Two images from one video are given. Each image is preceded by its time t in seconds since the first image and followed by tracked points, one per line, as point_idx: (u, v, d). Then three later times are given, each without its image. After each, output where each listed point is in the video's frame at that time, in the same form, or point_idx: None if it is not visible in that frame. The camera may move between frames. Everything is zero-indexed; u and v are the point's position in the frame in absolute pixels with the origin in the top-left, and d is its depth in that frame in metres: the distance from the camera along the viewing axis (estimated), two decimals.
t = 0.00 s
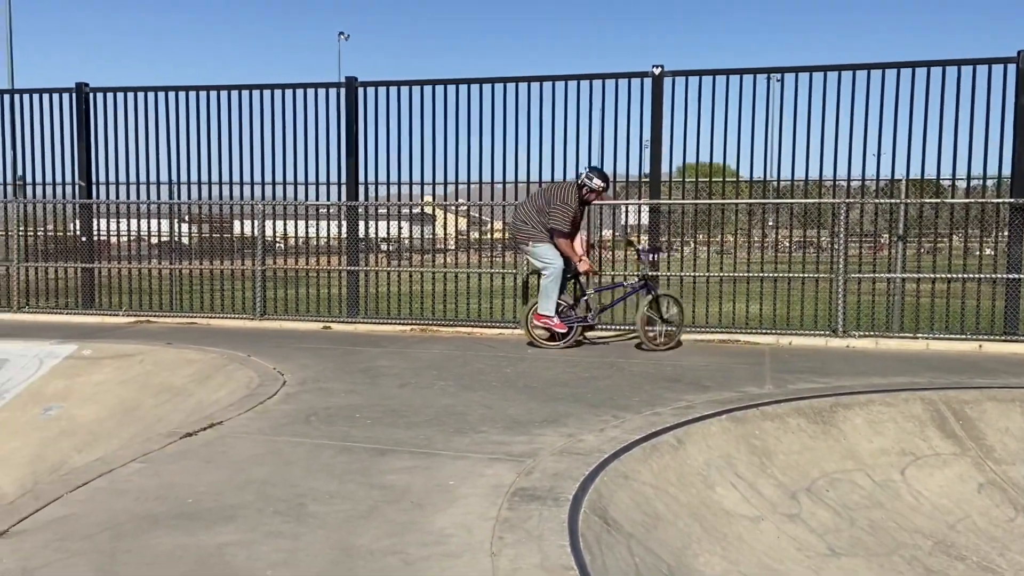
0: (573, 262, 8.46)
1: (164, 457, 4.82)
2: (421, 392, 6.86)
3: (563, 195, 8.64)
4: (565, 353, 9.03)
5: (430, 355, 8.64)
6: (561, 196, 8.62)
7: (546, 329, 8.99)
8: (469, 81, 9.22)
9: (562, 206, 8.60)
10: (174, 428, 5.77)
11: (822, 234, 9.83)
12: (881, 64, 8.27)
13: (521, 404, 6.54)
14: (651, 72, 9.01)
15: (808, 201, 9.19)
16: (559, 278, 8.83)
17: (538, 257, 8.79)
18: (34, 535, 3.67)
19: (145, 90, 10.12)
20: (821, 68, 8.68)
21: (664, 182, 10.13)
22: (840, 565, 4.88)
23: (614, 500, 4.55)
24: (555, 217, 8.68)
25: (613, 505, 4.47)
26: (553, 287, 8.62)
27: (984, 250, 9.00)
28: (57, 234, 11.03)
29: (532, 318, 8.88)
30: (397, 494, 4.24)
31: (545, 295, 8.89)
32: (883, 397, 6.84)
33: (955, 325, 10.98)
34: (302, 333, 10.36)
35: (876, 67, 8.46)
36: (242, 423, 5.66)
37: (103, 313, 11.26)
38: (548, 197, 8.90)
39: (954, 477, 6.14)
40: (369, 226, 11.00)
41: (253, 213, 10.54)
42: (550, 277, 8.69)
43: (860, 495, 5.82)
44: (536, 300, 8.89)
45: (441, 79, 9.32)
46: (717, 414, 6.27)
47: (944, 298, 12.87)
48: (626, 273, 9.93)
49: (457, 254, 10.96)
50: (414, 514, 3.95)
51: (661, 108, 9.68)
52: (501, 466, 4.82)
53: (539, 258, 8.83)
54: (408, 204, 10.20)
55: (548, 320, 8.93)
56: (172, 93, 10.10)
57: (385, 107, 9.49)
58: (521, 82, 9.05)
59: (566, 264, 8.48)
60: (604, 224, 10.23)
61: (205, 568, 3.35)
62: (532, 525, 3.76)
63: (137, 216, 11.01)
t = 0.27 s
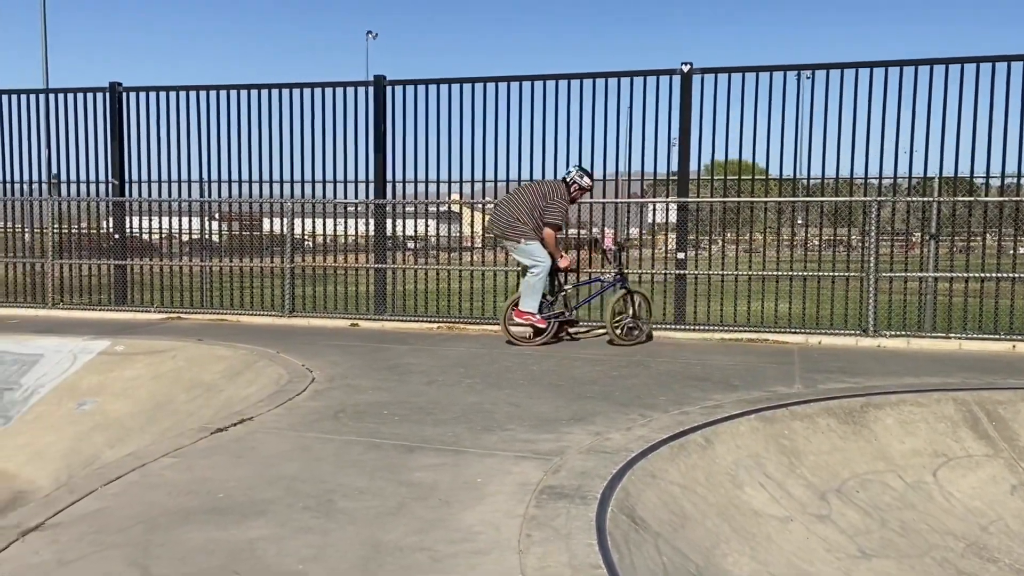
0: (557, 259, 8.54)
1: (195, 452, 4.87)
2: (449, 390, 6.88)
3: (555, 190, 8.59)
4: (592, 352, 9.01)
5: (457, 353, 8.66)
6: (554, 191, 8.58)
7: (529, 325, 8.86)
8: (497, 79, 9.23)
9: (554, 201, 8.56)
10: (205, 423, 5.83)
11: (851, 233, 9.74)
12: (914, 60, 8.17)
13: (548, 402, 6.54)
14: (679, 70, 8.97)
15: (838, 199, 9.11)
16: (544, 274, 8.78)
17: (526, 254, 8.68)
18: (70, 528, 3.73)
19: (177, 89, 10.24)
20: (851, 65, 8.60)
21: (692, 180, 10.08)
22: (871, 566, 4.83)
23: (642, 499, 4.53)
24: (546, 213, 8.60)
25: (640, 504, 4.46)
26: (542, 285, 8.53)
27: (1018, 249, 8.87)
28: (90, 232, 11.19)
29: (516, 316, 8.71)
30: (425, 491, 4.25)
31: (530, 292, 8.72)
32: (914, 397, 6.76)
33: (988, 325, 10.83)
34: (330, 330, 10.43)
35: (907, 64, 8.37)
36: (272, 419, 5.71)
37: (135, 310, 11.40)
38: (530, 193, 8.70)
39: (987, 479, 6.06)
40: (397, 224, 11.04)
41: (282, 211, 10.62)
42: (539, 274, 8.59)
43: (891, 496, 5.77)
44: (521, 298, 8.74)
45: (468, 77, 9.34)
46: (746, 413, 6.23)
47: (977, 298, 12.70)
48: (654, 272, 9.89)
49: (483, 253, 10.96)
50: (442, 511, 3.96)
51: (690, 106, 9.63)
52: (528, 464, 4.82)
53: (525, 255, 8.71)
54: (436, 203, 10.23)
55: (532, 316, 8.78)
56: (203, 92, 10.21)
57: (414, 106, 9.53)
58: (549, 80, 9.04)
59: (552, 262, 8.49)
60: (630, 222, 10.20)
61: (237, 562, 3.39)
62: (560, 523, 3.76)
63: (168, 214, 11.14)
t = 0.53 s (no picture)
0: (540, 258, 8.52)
1: (221, 449, 4.91)
2: (472, 389, 6.88)
3: (543, 188, 8.49)
4: (616, 352, 8.99)
5: (480, 352, 8.67)
6: (542, 189, 8.49)
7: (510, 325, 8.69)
8: (521, 79, 9.23)
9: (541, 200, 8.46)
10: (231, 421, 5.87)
11: (878, 233, 9.65)
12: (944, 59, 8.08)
13: (571, 402, 6.52)
14: (705, 69, 8.93)
15: (866, 199, 9.02)
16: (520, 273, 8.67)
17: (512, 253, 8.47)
18: (98, 524, 3.76)
19: (203, 89, 10.31)
20: (880, 64, 8.51)
21: (717, 180, 10.03)
22: (898, 570, 4.78)
23: (666, 500, 4.51)
24: (534, 210, 8.48)
25: (664, 505, 4.44)
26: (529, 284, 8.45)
27: None
28: (118, 230, 11.31)
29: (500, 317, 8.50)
30: (449, 490, 4.25)
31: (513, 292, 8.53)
32: (942, 399, 6.68)
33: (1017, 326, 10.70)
34: (354, 329, 10.47)
35: (937, 62, 8.27)
36: (297, 417, 5.73)
37: (161, 308, 11.52)
38: (517, 190, 8.53)
39: (1017, 483, 5.98)
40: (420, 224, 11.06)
41: (307, 210, 10.68)
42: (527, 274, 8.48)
43: (919, 499, 5.70)
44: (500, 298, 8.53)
45: (493, 77, 9.34)
46: (771, 414, 6.18)
47: (1005, 299, 12.55)
48: (679, 272, 9.85)
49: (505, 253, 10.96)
50: (466, 510, 3.96)
51: (715, 105, 9.58)
52: (552, 464, 4.81)
53: (509, 252, 8.50)
54: (459, 202, 10.25)
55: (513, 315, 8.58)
56: (228, 92, 10.28)
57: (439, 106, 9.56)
58: (574, 79, 9.03)
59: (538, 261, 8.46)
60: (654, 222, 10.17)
61: (262, 560, 3.40)
62: (584, 523, 3.74)
63: (194, 213, 11.24)
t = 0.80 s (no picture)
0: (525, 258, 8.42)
1: (244, 449, 4.94)
2: (492, 390, 6.89)
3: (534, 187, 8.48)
4: (636, 353, 8.97)
5: (500, 353, 8.68)
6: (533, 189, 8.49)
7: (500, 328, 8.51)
8: (542, 80, 9.24)
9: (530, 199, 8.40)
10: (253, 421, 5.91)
11: (901, 235, 9.58)
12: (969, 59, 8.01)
13: (592, 404, 6.51)
14: (727, 70, 8.90)
15: (889, 200, 8.96)
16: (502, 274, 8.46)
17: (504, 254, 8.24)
18: (124, 522, 3.80)
19: (226, 90, 10.39)
20: (903, 65, 8.45)
21: (738, 181, 9.99)
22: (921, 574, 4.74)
23: (687, 502, 4.50)
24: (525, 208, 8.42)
25: (685, 507, 4.43)
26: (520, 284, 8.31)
27: None
28: (142, 230, 11.40)
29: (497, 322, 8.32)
30: (470, 491, 4.26)
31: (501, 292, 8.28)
32: (966, 403, 6.63)
33: None
34: (375, 329, 10.51)
35: (961, 63, 8.20)
36: (318, 417, 5.76)
37: (184, 308, 11.61)
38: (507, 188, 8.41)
39: None
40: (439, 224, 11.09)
41: (328, 211, 10.74)
42: (514, 274, 8.30)
43: (942, 504, 5.65)
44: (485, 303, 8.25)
45: (514, 78, 9.35)
46: (793, 416, 6.15)
47: None
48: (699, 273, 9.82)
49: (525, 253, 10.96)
50: (487, 511, 3.97)
51: (736, 106, 9.55)
52: (573, 465, 4.81)
53: (498, 251, 8.28)
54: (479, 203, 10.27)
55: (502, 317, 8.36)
56: (250, 93, 10.35)
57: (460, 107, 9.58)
58: (594, 80, 9.03)
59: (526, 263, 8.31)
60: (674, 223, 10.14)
61: (284, 559, 3.42)
62: (605, 525, 3.74)
63: (216, 213, 11.32)
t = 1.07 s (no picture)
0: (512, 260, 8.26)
1: (262, 449, 4.95)
2: (508, 391, 6.89)
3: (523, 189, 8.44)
4: (653, 355, 8.95)
5: (516, 354, 8.68)
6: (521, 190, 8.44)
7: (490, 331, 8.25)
8: (559, 82, 9.23)
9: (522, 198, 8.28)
10: (271, 421, 5.93)
11: (920, 237, 9.52)
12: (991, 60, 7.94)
13: (609, 406, 6.50)
14: (745, 71, 8.86)
15: (909, 202, 8.89)
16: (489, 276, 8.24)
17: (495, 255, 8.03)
18: (143, 521, 3.82)
19: (244, 92, 10.45)
20: (924, 66, 8.39)
21: (755, 182, 9.95)
22: None
23: (705, 505, 4.48)
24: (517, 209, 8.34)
25: (703, 510, 4.41)
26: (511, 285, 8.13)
27: None
28: (160, 231, 11.47)
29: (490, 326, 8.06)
30: (488, 492, 4.25)
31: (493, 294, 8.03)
32: (987, 407, 6.57)
33: None
34: (392, 330, 10.53)
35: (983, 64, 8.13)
36: (336, 417, 5.77)
37: (202, 308, 11.67)
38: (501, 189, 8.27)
39: None
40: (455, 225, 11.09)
41: (346, 212, 10.78)
42: (504, 274, 8.15)
43: (963, 509, 5.60)
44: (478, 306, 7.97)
45: (531, 79, 9.35)
46: (811, 419, 6.11)
47: None
48: (716, 275, 9.77)
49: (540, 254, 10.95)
50: (505, 513, 3.96)
51: (754, 108, 9.51)
52: (590, 468, 4.80)
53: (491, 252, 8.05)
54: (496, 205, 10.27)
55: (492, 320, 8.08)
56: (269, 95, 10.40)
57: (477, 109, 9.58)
58: (611, 82, 9.02)
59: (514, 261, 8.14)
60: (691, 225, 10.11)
61: (303, 559, 3.43)
62: (623, 528, 3.73)
63: (233, 214, 11.37)
